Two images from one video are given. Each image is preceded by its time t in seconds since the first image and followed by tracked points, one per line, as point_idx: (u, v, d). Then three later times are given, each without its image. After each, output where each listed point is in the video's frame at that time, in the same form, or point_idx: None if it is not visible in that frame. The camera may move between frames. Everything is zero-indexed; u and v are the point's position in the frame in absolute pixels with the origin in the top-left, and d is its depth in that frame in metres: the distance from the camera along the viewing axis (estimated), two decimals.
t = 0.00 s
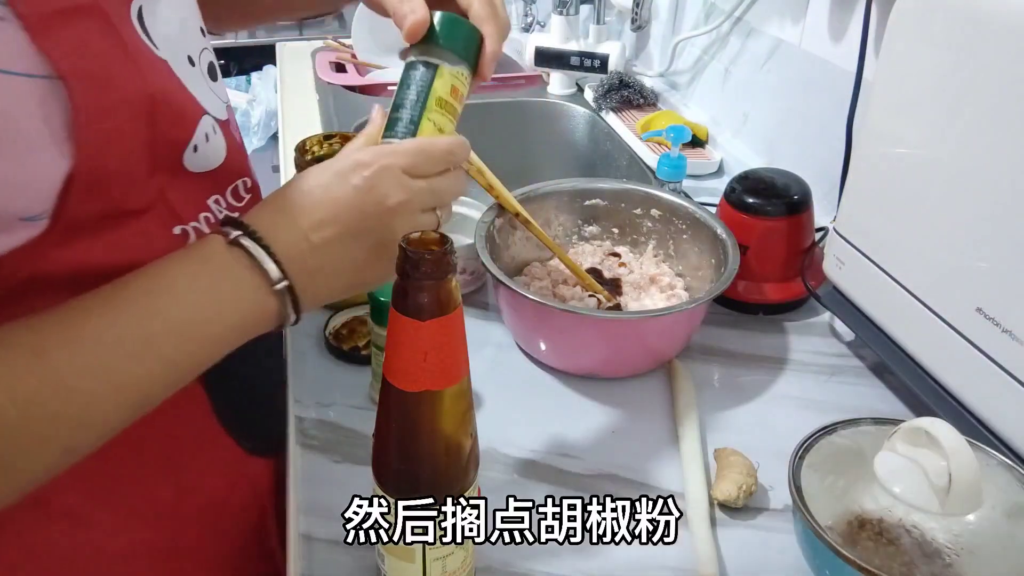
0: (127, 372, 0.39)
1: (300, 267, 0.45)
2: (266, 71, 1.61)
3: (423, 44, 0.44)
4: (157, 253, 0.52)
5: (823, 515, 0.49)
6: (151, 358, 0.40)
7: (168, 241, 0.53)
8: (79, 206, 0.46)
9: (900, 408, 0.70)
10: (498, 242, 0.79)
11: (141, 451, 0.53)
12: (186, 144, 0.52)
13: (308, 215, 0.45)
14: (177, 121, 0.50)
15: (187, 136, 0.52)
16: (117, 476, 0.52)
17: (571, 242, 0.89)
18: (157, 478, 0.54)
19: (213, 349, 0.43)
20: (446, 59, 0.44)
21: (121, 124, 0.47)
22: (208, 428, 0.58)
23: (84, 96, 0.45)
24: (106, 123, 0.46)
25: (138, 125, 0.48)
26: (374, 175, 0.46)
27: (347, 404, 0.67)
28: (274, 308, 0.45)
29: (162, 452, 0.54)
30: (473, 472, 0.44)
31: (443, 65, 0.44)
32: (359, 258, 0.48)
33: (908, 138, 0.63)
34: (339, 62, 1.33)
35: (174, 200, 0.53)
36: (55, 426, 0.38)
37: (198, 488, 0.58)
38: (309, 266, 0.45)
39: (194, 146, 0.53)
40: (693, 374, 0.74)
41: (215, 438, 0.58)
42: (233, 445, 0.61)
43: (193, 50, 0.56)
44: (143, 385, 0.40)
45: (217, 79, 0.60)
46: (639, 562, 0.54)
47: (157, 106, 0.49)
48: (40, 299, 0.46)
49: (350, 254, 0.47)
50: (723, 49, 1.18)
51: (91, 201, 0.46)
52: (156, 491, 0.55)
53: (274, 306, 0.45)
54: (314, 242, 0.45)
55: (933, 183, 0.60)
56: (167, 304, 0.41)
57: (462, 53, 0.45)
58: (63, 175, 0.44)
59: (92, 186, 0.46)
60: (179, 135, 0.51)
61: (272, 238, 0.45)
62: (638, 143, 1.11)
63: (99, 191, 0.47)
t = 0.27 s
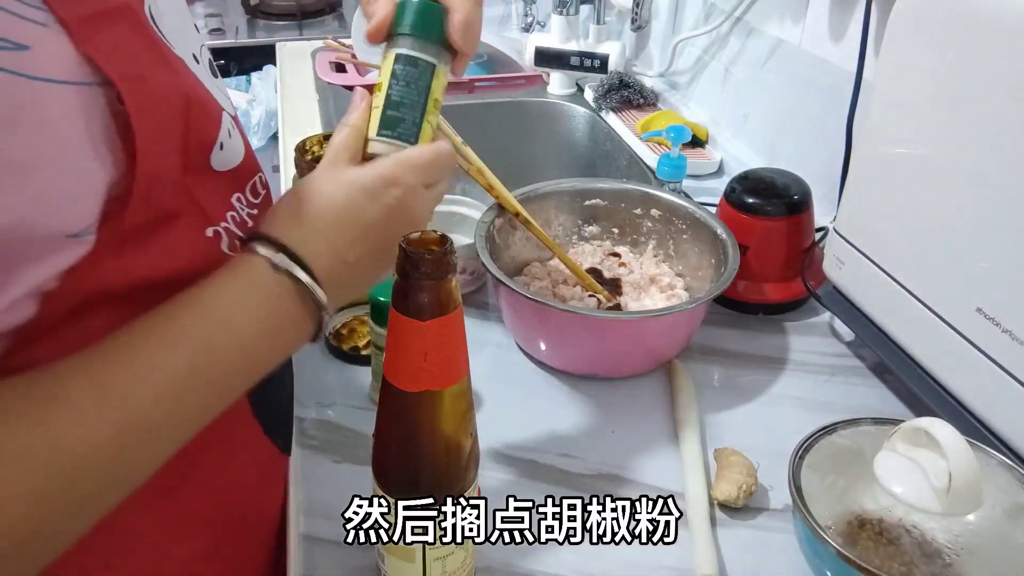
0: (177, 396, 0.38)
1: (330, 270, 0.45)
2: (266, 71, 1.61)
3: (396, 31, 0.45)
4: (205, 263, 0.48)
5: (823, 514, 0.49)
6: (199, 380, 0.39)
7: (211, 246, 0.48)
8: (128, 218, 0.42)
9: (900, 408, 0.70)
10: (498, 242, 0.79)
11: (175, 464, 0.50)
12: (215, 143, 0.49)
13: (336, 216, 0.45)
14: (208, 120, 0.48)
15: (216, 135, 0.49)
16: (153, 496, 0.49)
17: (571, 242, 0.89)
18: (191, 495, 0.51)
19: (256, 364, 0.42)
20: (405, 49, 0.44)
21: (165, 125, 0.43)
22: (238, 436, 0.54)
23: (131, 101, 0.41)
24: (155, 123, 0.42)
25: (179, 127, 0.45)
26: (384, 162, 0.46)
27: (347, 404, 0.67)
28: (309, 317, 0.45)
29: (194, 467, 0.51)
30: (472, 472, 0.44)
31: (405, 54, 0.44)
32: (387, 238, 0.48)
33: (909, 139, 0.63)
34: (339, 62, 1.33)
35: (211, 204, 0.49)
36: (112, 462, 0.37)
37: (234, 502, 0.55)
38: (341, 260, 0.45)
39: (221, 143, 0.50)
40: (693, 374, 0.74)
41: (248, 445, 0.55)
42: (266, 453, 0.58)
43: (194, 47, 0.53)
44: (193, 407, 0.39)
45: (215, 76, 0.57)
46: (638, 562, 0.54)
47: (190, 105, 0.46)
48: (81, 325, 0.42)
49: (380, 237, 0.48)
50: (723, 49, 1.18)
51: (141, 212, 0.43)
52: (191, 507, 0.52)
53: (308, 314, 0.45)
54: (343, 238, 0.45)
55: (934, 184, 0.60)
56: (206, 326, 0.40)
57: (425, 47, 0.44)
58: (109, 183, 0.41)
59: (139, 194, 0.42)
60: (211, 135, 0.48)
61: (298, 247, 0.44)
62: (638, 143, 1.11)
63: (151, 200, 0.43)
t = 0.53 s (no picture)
0: (204, 419, 0.37)
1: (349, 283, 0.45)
2: (266, 70, 1.61)
3: (418, 47, 0.45)
4: (221, 281, 0.47)
5: (823, 514, 0.49)
6: (225, 401, 0.38)
7: (225, 262, 0.48)
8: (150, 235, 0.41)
9: (900, 408, 0.70)
10: (498, 242, 0.79)
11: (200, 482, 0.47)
12: (226, 157, 0.48)
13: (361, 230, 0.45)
14: (220, 134, 0.47)
15: (228, 149, 0.48)
16: (180, 519, 0.46)
17: (571, 242, 0.89)
18: (219, 516, 0.49)
19: (279, 383, 0.41)
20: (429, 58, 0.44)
21: (180, 142, 0.42)
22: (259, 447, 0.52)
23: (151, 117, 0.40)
24: (170, 141, 0.41)
25: (193, 143, 0.44)
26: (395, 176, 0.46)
27: (348, 404, 0.67)
28: (330, 332, 0.44)
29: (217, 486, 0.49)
30: (473, 472, 0.44)
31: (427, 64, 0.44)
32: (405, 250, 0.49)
33: (910, 139, 0.63)
34: (339, 62, 1.33)
35: (223, 218, 0.48)
36: (142, 491, 0.35)
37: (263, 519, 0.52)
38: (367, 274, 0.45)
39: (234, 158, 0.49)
40: (693, 374, 0.74)
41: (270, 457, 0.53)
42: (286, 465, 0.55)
43: (198, 57, 0.51)
44: (220, 429, 0.38)
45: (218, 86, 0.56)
46: (639, 562, 0.54)
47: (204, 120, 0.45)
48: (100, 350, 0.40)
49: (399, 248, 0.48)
50: (723, 49, 1.18)
51: (161, 231, 0.41)
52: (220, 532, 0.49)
53: (328, 329, 0.44)
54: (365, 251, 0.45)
55: (935, 185, 0.60)
56: (228, 345, 0.39)
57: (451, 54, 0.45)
58: (122, 205, 0.40)
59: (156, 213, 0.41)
60: (223, 149, 0.47)
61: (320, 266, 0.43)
62: (638, 143, 1.11)
63: (171, 220, 0.42)
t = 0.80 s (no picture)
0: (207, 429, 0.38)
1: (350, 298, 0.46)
2: (266, 70, 1.61)
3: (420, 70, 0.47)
4: (223, 293, 0.47)
5: (823, 514, 0.49)
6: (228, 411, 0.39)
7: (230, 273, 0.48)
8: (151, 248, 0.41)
9: (900, 408, 0.70)
10: (498, 242, 0.79)
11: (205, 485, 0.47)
12: (232, 169, 0.48)
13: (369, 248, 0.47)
14: (225, 147, 0.46)
15: (233, 161, 0.47)
16: (179, 530, 0.47)
17: (571, 242, 0.89)
18: (217, 525, 0.49)
19: (280, 395, 0.42)
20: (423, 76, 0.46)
21: (183, 156, 0.42)
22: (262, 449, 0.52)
23: (153, 131, 0.40)
24: (173, 156, 0.41)
25: (197, 157, 0.44)
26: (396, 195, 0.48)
27: (348, 404, 0.67)
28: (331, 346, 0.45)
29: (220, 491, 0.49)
30: (473, 472, 0.44)
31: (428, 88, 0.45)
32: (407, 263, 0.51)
33: (910, 140, 0.63)
34: (339, 62, 1.33)
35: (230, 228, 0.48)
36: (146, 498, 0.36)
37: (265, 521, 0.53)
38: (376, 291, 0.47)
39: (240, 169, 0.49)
40: (693, 374, 0.74)
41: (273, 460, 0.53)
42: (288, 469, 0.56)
43: (205, 67, 0.51)
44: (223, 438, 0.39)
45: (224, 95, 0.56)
46: (639, 562, 0.54)
47: (208, 132, 0.44)
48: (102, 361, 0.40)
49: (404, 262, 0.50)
50: (723, 49, 1.18)
51: (164, 246, 0.41)
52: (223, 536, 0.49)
53: (330, 343, 0.45)
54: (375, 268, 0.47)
55: (935, 185, 0.60)
56: (229, 357, 0.40)
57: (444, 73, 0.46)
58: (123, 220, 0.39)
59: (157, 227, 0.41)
60: (228, 161, 0.47)
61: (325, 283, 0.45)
62: (638, 143, 1.11)
63: (173, 234, 0.42)
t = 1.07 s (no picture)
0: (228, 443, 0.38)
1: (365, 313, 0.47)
2: (266, 71, 1.61)
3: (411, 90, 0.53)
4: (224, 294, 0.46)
5: (823, 514, 0.49)
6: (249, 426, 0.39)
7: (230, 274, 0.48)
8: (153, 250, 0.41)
9: (900, 408, 0.70)
10: (498, 242, 0.79)
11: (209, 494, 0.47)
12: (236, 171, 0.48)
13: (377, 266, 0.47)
14: (230, 150, 0.46)
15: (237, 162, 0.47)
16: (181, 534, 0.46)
17: (571, 242, 0.89)
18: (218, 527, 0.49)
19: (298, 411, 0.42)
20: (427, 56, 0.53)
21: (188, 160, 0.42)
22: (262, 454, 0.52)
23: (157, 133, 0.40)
24: (177, 160, 0.41)
25: (201, 160, 0.44)
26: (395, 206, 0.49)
27: (348, 404, 0.67)
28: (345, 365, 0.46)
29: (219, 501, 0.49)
30: (473, 472, 0.44)
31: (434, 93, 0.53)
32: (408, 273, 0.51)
33: (910, 140, 0.63)
34: (339, 62, 1.33)
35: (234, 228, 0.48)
36: (166, 509, 0.36)
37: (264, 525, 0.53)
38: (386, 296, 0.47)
39: (244, 169, 0.49)
40: (693, 374, 0.74)
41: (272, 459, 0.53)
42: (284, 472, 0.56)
43: (210, 68, 0.51)
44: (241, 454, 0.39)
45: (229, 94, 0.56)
46: (638, 562, 0.54)
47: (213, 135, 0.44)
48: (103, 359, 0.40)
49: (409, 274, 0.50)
50: (723, 49, 1.18)
51: (165, 248, 0.42)
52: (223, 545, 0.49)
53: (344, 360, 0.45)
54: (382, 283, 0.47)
55: (935, 185, 0.60)
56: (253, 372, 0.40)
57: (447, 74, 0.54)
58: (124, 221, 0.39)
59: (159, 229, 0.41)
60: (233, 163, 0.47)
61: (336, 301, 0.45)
62: (638, 143, 1.11)
63: (175, 236, 0.42)
